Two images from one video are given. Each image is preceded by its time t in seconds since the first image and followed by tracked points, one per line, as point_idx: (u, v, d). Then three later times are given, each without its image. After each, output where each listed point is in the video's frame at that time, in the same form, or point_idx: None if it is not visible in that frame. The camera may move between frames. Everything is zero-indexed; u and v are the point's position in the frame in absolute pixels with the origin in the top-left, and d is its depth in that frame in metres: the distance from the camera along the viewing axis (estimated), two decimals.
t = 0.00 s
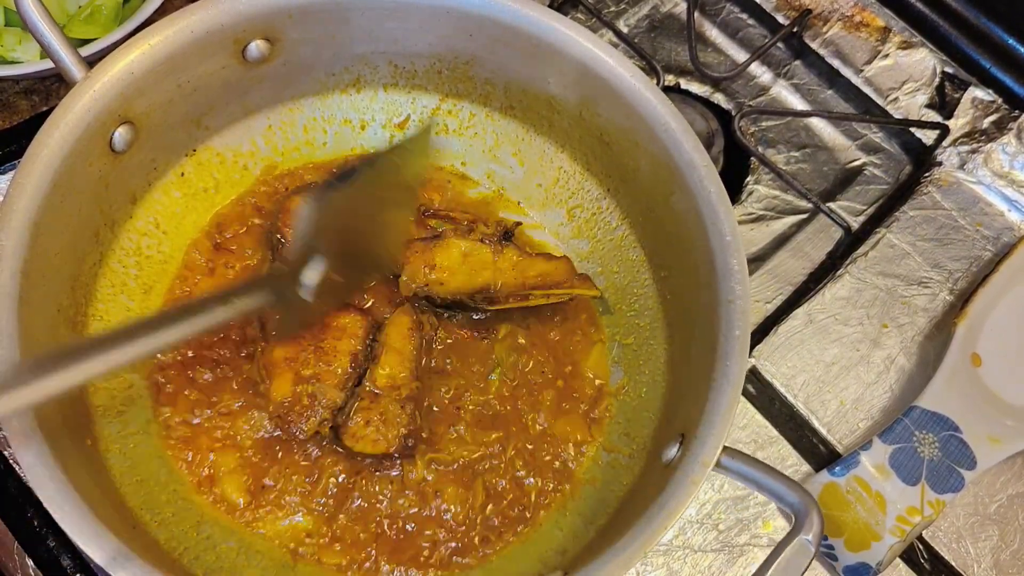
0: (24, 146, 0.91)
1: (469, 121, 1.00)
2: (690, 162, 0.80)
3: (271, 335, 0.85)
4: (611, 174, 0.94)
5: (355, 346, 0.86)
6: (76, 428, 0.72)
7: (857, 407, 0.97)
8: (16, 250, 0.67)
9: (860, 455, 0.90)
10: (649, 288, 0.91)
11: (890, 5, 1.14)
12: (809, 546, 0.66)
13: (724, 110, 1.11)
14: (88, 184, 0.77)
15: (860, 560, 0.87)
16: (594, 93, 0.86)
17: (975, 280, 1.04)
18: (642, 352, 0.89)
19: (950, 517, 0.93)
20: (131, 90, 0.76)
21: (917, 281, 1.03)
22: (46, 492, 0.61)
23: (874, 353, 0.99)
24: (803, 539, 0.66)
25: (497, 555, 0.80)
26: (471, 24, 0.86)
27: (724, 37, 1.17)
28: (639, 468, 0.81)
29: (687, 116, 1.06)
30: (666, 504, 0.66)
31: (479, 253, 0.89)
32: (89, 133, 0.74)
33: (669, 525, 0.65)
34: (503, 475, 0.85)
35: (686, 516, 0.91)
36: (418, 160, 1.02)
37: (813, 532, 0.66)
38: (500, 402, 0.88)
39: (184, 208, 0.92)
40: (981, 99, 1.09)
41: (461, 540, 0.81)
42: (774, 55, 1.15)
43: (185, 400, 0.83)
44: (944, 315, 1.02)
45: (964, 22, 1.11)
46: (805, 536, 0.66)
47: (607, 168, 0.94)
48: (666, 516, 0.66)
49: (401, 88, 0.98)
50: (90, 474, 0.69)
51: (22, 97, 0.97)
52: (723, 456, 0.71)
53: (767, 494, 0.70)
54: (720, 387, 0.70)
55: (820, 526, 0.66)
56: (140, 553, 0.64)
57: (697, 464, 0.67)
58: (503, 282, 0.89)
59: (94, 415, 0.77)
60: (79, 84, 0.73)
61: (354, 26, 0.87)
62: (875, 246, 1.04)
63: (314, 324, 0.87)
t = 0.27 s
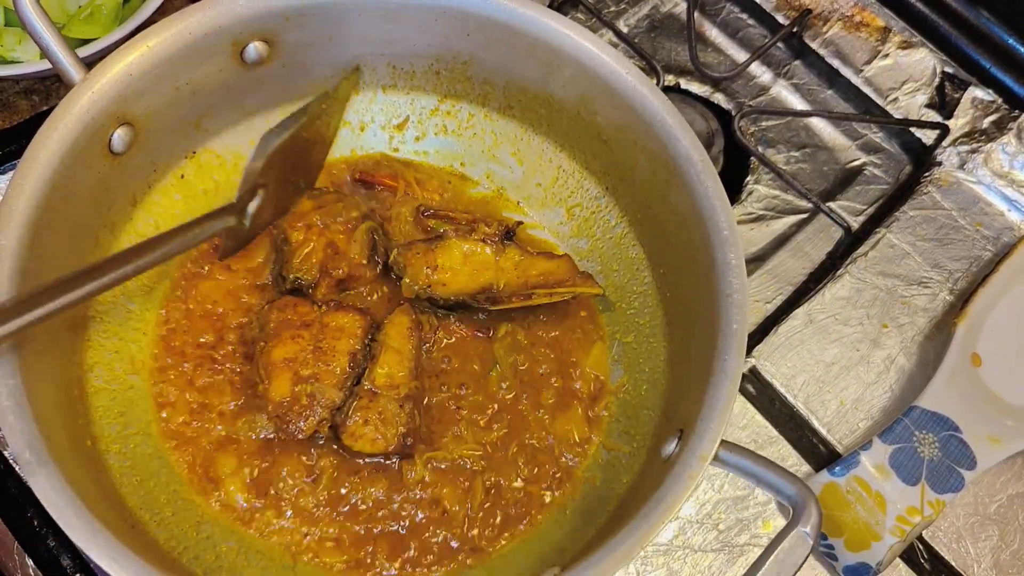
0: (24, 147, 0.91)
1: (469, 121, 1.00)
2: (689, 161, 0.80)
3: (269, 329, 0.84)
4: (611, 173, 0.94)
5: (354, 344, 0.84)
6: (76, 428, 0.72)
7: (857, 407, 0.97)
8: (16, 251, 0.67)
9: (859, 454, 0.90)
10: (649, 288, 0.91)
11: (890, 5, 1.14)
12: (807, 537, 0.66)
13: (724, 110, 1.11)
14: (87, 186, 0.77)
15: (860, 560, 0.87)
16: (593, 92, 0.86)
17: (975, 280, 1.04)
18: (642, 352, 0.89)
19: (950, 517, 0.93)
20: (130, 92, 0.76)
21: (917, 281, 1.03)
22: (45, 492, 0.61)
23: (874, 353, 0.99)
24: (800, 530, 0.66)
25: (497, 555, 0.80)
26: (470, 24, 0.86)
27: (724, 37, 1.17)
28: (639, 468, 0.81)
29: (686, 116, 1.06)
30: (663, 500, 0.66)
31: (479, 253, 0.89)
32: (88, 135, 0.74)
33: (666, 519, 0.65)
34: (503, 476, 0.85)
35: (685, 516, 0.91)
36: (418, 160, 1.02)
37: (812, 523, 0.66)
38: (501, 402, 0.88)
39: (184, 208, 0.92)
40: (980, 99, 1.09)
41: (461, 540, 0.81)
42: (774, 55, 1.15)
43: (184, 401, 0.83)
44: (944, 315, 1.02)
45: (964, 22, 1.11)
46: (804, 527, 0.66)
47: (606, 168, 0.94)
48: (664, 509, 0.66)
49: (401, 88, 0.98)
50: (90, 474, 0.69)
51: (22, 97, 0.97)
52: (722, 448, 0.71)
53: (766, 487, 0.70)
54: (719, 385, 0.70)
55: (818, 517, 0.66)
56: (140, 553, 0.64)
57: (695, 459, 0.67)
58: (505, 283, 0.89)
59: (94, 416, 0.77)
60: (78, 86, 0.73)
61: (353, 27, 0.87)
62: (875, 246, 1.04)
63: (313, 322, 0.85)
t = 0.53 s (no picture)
0: (24, 147, 0.91)
1: (469, 121, 1.00)
2: (689, 161, 0.80)
3: (266, 351, 0.83)
4: (611, 173, 0.94)
5: (350, 371, 0.84)
6: (76, 429, 0.72)
7: (857, 407, 0.97)
8: (16, 251, 0.67)
9: (860, 455, 0.90)
10: (649, 288, 0.91)
11: (890, 5, 1.14)
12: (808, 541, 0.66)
13: (724, 110, 1.11)
14: (87, 186, 0.77)
15: (860, 560, 0.87)
16: (593, 92, 0.86)
17: (975, 280, 1.04)
18: (642, 351, 0.89)
19: (950, 517, 0.93)
20: (130, 92, 0.76)
21: (916, 281, 1.03)
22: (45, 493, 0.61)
23: (874, 353, 0.99)
24: (801, 534, 0.65)
25: (497, 555, 0.80)
26: (470, 24, 0.86)
27: (724, 37, 1.17)
28: (639, 467, 0.81)
29: (687, 116, 1.06)
30: (664, 501, 0.66)
31: (490, 263, 0.90)
32: (88, 134, 0.74)
33: (667, 522, 0.65)
34: (503, 477, 0.85)
35: (685, 516, 0.91)
36: (418, 159, 1.02)
37: (812, 527, 0.66)
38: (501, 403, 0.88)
39: (184, 208, 0.92)
40: (980, 99, 1.09)
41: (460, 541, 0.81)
42: (774, 55, 1.15)
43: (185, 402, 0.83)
44: (944, 315, 1.02)
45: (964, 22, 1.11)
46: (804, 531, 0.66)
47: (606, 167, 0.94)
48: (664, 509, 0.66)
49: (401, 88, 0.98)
50: (90, 475, 0.69)
51: (22, 97, 0.97)
52: (722, 451, 0.71)
53: (767, 491, 0.70)
54: (720, 385, 0.70)
55: (819, 522, 0.66)
56: (140, 554, 0.64)
57: (695, 461, 0.67)
58: (525, 281, 0.90)
59: (94, 417, 0.77)
60: (77, 86, 0.73)
61: (353, 26, 0.87)
62: (875, 246, 1.04)
63: (310, 345, 0.85)
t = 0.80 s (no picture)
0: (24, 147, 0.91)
1: (469, 121, 1.00)
2: (689, 161, 0.80)
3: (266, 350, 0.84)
4: (611, 173, 0.94)
5: (349, 372, 0.84)
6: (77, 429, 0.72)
7: (857, 407, 0.97)
8: (17, 251, 0.67)
9: (860, 454, 0.90)
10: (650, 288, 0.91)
11: (890, 5, 1.14)
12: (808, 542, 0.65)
13: (725, 110, 1.11)
14: (87, 186, 0.77)
15: (860, 560, 0.87)
16: (593, 92, 0.87)
17: (975, 280, 1.04)
18: (643, 352, 0.89)
19: (950, 517, 0.93)
20: (130, 92, 0.76)
21: (917, 281, 1.03)
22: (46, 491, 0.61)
23: (874, 353, 0.99)
24: (801, 534, 0.65)
25: (497, 555, 0.80)
26: (470, 24, 0.86)
27: (724, 37, 1.17)
28: (640, 468, 0.81)
29: (687, 116, 1.06)
30: (664, 502, 0.66)
31: (520, 223, 0.91)
32: (88, 134, 0.74)
33: (668, 523, 0.65)
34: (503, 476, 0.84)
35: (685, 516, 0.91)
36: (417, 160, 1.01)
37: (812, 528, 0.66)
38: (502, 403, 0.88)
39: (184, 208, 0.91)
40: (980, 99, 1.09)
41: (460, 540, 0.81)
42: (774, 55, 1.15)
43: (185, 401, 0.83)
44: (944, 315, 1.02)
45: (964, 22, 1.11)
46: (804, 532, 0.65)
47: (606, 168, 0.94)
48: (665, 510, 0.66)
49: (401, 88, 0.98)
50: (90, 474, 0.69)
51: (22, 97, 0.97)
52: (722, 453, 0.71)
53: (767, 492, 0.70)
54: (720, 385, 0.70)
55: (819, 523, 0.66)
56: (140, 553, 0.64)
57: (695, 462, 0.67)
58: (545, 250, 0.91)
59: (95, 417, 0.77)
60: (78, 86, 0.73)
61: (352, 26, 0.87)
62: (875, 246, 1.04)
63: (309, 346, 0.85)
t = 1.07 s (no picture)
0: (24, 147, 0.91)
1: (469, 121, 1.00)
2: (689, 160, 0.80)
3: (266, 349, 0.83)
4: (611, 173, 0.94)
5: (350, 372, 0.84)
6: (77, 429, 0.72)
7: (857, 407, 0.97)
8: (17, 251, 0.67)
9: (860, 454, 0.90)
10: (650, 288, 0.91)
11: (891, 5, 1.14)
12: (808, 542, 0.65)
13: (725, 110, 1.11)
14: (87, 185, 0.77)
15: (860, 560, 0.87)
16: (593, 92, 0.86)
17: (975, 280, 1.04)
18: (643, 352, 0.89)
19: (950, 517, 0.93)
20: (131, 91, 0.76)
21: (917, 281, 1.03)
22: (46, 491, 0.61)
23: (874, 353, 0.99)
24: (801, 534, 0.65)
25: (497, 555, 0.80)
26: (470, 24, 0.86)
27: (724, 37, 1.17)
28: (639, 468, 0.81)
29: (687, 116, 1.06)
30: (664, 502, 0.66)
31: (523, 216, 0.90)
32: (88, 134, 0.74)
33: (669, 523, 0.65)
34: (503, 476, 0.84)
35: (685, 516, 0.91)
36: (418, 160, 1.02)
37: (813, 528, 0.66)
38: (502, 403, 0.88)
39: (184, 208, 0.91)
40: (981, 99, 1.09)
41: (460, 540, 0.81)
42: (774, 55, 1.15)
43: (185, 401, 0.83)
44: (944, 315, 1.02)
45: (964, 22, 1.11)
46: (804, 532, 0.65)
47: (606, 167, 0.94)
48: (665, 510, 0.66)
49: (401, 88, 0.98)
50: (90, 474, 0.69)
51: (22, 97, 0.97)
52: (723, 453, 0.71)
53: (767, 492, 0.70)
54: (720, 385, 0.70)
55: (819, 523, 0.66)
56: (140, 553, 0.64)
57: (696, 462, 0.67)
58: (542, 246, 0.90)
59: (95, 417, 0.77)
60: (78, 85, 0.73)
61: (352, 26, 0.87)
62: (875, 246, 1.04)
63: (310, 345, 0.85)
